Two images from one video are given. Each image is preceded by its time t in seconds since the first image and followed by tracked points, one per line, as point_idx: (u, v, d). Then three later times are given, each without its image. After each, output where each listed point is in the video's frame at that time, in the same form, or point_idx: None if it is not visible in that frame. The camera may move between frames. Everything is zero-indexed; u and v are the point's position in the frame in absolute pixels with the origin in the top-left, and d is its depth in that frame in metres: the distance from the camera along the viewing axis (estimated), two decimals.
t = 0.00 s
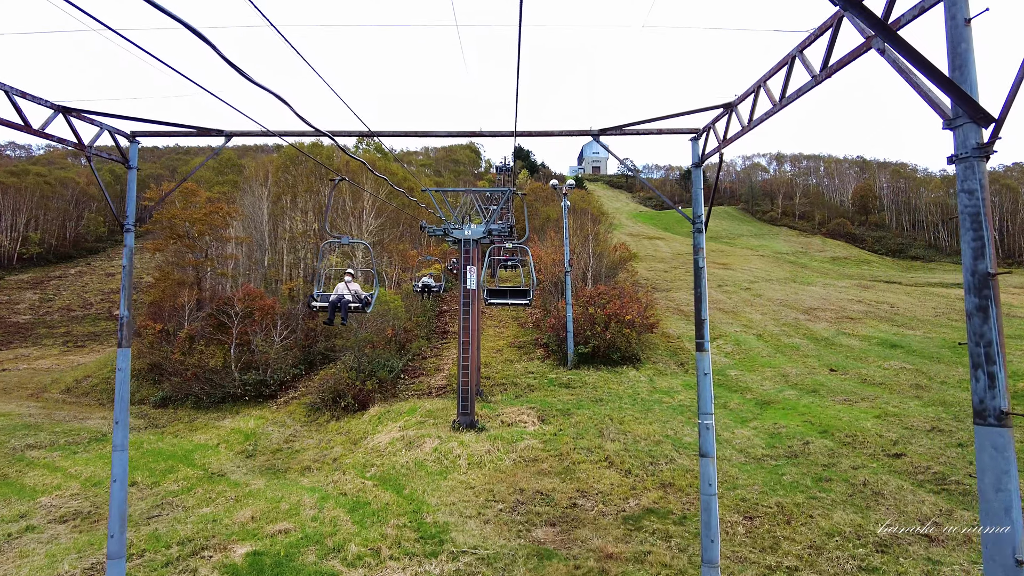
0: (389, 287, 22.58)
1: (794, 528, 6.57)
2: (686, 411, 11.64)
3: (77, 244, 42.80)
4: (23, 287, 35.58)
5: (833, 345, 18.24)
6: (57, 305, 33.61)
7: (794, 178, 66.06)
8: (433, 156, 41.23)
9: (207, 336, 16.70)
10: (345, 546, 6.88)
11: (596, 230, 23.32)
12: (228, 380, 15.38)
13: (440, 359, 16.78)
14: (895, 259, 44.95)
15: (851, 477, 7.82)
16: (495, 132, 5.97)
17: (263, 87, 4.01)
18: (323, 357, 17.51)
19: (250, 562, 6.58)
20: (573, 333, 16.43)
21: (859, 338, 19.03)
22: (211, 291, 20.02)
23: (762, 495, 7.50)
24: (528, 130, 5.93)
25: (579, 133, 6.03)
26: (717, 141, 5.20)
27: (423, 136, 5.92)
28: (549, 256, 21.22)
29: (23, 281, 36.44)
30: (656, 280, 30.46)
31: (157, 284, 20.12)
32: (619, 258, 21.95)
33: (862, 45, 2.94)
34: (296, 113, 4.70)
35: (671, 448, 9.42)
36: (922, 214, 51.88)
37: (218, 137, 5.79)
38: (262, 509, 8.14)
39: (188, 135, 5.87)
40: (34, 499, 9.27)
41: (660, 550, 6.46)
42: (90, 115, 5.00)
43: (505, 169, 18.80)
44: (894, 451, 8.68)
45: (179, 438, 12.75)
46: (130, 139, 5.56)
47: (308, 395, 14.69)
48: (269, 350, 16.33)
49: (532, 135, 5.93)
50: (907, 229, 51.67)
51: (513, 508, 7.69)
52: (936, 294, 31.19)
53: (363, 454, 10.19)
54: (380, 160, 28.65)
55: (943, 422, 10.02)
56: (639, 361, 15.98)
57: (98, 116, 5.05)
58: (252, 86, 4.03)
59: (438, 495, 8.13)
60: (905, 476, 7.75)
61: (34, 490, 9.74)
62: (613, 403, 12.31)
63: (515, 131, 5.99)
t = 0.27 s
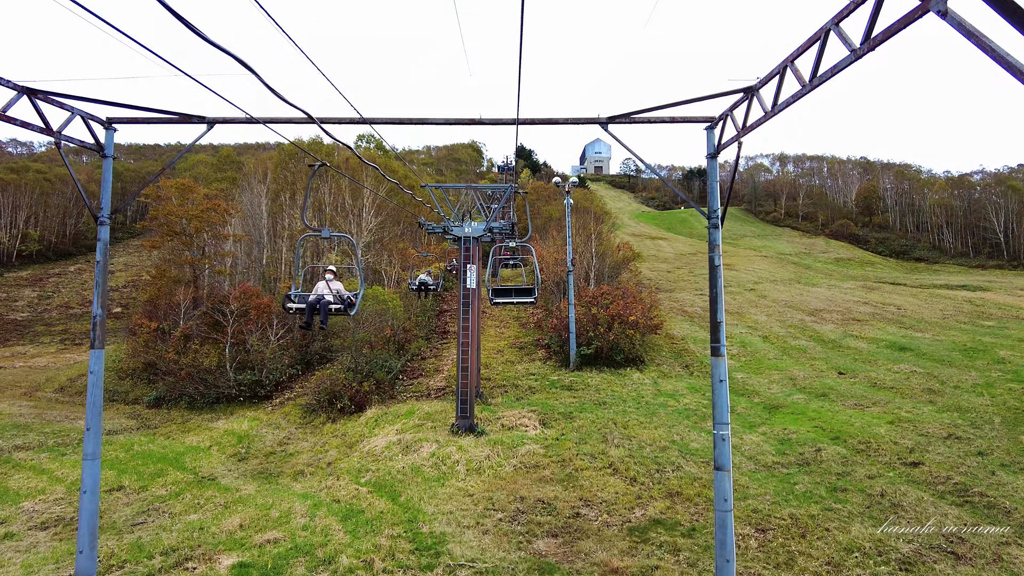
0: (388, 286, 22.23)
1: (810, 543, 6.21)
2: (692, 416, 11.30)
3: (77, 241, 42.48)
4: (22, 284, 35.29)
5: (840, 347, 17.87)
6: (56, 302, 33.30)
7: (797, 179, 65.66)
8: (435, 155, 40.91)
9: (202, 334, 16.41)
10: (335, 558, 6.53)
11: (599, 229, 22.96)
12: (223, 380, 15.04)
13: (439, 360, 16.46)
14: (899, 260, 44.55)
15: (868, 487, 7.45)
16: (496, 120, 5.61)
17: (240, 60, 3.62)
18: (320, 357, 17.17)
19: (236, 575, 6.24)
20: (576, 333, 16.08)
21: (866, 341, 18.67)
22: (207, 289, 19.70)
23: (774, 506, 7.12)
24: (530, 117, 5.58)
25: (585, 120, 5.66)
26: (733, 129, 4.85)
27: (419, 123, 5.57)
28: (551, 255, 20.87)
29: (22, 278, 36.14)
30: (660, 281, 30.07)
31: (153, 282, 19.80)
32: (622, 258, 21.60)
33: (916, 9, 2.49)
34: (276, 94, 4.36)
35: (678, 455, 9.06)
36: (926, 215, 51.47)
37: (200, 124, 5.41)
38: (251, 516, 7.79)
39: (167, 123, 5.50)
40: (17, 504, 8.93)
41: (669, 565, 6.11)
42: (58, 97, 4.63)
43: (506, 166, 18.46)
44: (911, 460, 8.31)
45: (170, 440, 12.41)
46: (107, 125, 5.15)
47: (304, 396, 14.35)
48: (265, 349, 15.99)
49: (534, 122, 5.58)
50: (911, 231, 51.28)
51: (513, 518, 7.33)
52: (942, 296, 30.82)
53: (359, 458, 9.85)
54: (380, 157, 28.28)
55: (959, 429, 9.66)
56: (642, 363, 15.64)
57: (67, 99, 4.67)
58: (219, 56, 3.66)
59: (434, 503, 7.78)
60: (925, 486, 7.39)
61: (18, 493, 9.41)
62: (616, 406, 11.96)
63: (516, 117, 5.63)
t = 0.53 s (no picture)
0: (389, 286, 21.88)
1: (834, 557, 5.85)
2: (702, 420, 10.93)
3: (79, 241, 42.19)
4: (22, 284, 35.03)
5: (850, 348, 17.48)
6: (56, 302, 33.03)
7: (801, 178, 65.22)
8: (437, 154, 40.57)
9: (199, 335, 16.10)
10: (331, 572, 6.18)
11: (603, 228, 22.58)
12: (220, 381, 14.71)
13: (441, 361, 16.12)
14: (904, 260, 44.11)
15: (891, 496, 7.08)
16: (502, 105, 5.25)
17: (220, 30, 3.26)
18: (320, 358, 16.83)
19: None
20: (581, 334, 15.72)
21: (877, 341, 18.28)
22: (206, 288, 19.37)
23: (793, 516, 6.75)
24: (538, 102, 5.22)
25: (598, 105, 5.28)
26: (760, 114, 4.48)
27: (419, 109, 5.22)
28: (555, 254, 20.50)
29: (22, 278, 35.87)
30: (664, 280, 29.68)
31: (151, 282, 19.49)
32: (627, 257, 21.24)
33: None
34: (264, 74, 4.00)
35: (689, 461, 8.70)
36: (931, 214, 51.01)
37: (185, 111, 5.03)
38: (244, 526, 7.44)
39: (150, 109, 5.13)
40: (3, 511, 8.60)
41: None
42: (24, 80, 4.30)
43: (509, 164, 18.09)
44: (935, 467, 7.94)
45: (164, 443, 12.07)
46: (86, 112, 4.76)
47: (302, 398, 13.99)
48: (263, 351, 15.66)
49: (543, 107, 5.23)
50: (915, 230, 50.83)
51: (518, 529, 6.98)
52: (950, 295, 30.38)
53: (357, 464, 9.50)
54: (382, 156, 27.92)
55: (980, 434, 9.29)
56: (649, 364, 15.27)
57: (34, 81, 4.33)
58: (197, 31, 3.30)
59: (436, 512, 7.43)
60: (951, 496, 7.02)
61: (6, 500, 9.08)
62: (623, 409, 11.60)
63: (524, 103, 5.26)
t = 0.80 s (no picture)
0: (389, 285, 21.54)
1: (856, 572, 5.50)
2: (711, 423, 10.57)
3: (79, 242, 41.92)
4: (23, 285, 34.80)
5: (859, 347, 17.10)
6: (55, 303, 32.78)
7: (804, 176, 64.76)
8: (438, 153, 40.24)
9: (194, 335, 15.80)
10: None
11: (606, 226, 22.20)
12: (216, 384, 14.41)
13: (442, 361, 15.79)
14: (908, 258, 43.64)
15: (913, 505, 6.72)
16: (500, 89, 4.91)
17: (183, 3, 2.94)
18: (319, 360, 16.53)
19: None
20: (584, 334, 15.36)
21: (886, 340, 17.89)
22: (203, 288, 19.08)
23: (810, 527, 6.39)
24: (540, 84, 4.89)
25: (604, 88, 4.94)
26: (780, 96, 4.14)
27: (411, 94, 4.88)
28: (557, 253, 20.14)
29: (22, 279, 35.62)
30: (668, 279, 29.28)
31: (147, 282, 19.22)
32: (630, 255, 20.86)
33: None
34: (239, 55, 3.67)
35: (698, 467, 8.34)
36: (936, 211, 50.48)
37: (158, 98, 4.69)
38: (233, 538, 7.11)
39: (122, 96, 4.78)
40: None
41: None
42: None
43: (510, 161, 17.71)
44: (957, 473, 7.57)
45: (158, 448, 11.76)
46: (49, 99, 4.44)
47: (299, 401, 13.66)
48: (260, 352, 15.36)
49: (545, 91, 4.90)
50: (920, 227, 50.33)
51: (520, 540, 6.63)
52: (958, 293, 29.91)
53: (354, 470, 9.17)
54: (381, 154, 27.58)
55: (1000, 438, 8.91)
56: (654, 365, 14.91)
57: None
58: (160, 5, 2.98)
59: (434, 522, 7.09)
60: (976, 505, 6.65)
61: None
62: (628, 412, 11.24)
63: (524, 87, 4.93)
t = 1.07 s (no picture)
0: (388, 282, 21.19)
1: None
2: (719, 426, 10.21)
3: (81, 237, 41.68)
4: (23, 280, 34.58)
5: (869, 347, 16.70)
6: (56, 299, 32.55)
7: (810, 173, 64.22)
8: (441, 149, 39.87)
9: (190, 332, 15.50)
10: None
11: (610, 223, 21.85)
12: (211, 381, 14.09)
13: (442, 360, 15.47)
14: (915, 256, 43.12)
15: (935, 517, 6.36)
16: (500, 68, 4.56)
17: None
18: (316, 357, 16.23)
19: None
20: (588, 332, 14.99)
21: (896, 340, 17.49)
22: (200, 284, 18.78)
23: (828, 540, 6.03)
24: (544, 63, 4.54)
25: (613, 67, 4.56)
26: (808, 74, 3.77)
27: (403, 72, 4.53)
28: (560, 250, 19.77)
29: (23, 274, 35.40)
30: (673, 277, 28.90)
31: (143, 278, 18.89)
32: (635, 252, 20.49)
33: None
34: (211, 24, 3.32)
35: (707, 473, 7.98)
36: (943, 209, 49.92)
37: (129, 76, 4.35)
38: (220, 546, 6.78)
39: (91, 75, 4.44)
40: None
41: None
42: None
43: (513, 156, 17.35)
44: (980, 482, 7.20)
45: (150, 448, 11.45)
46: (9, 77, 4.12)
47: (295, 401, 13.33)
48: (256, 350, 15.04)
49: (549, 70, 4.54)
50: (926, 226, 49.79)
51: (520, 551, 6.29)
52: (967, 292, 29.45)
53: (349, 473, 8.83)
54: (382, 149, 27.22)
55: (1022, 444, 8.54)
56: (659, 364, 14.55)
57: None
58: None
59: (430, 531, 6.75)
60: (1004, 517, 6.29)
61: None
62: (633, 413, 10.89)
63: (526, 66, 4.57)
